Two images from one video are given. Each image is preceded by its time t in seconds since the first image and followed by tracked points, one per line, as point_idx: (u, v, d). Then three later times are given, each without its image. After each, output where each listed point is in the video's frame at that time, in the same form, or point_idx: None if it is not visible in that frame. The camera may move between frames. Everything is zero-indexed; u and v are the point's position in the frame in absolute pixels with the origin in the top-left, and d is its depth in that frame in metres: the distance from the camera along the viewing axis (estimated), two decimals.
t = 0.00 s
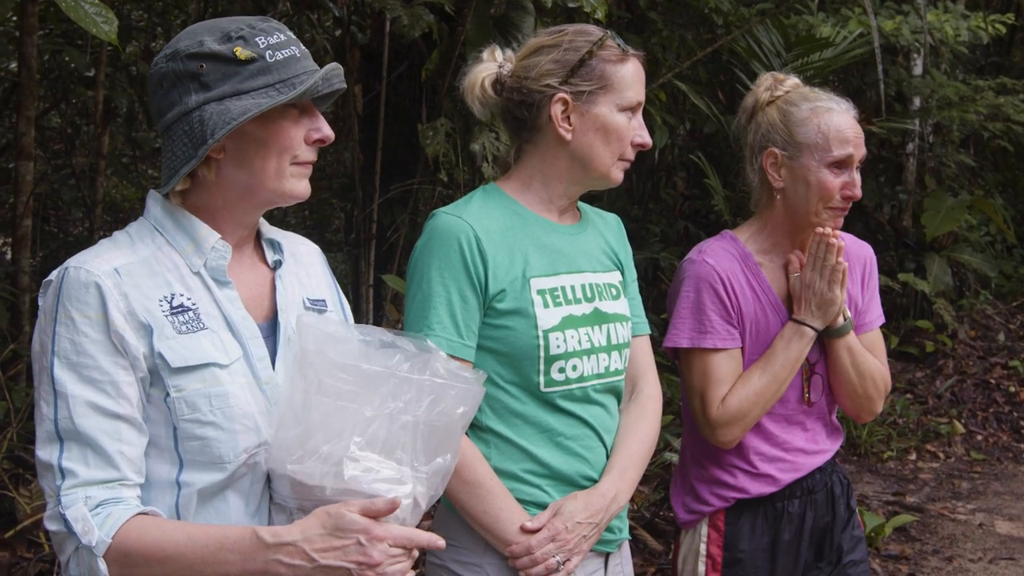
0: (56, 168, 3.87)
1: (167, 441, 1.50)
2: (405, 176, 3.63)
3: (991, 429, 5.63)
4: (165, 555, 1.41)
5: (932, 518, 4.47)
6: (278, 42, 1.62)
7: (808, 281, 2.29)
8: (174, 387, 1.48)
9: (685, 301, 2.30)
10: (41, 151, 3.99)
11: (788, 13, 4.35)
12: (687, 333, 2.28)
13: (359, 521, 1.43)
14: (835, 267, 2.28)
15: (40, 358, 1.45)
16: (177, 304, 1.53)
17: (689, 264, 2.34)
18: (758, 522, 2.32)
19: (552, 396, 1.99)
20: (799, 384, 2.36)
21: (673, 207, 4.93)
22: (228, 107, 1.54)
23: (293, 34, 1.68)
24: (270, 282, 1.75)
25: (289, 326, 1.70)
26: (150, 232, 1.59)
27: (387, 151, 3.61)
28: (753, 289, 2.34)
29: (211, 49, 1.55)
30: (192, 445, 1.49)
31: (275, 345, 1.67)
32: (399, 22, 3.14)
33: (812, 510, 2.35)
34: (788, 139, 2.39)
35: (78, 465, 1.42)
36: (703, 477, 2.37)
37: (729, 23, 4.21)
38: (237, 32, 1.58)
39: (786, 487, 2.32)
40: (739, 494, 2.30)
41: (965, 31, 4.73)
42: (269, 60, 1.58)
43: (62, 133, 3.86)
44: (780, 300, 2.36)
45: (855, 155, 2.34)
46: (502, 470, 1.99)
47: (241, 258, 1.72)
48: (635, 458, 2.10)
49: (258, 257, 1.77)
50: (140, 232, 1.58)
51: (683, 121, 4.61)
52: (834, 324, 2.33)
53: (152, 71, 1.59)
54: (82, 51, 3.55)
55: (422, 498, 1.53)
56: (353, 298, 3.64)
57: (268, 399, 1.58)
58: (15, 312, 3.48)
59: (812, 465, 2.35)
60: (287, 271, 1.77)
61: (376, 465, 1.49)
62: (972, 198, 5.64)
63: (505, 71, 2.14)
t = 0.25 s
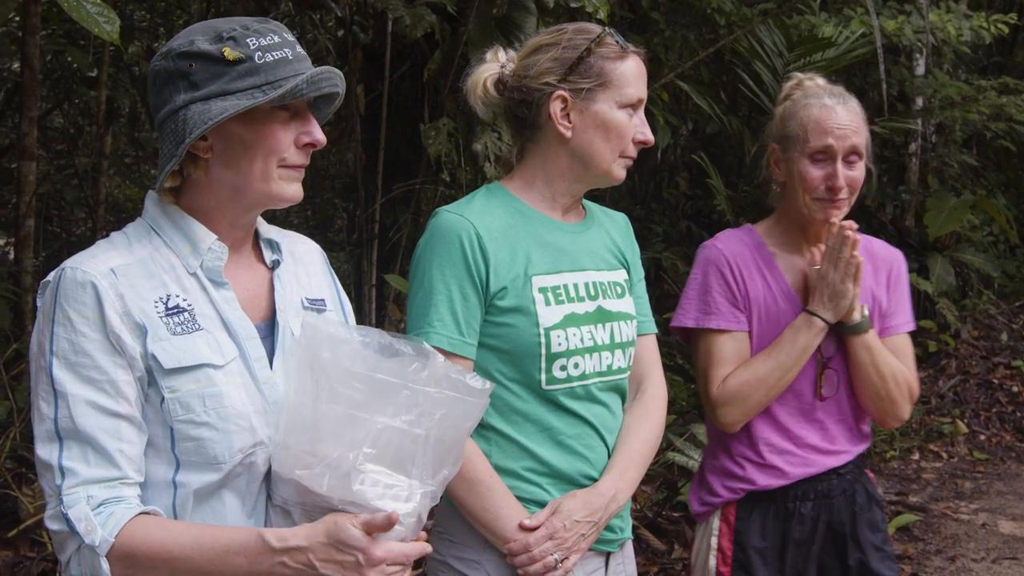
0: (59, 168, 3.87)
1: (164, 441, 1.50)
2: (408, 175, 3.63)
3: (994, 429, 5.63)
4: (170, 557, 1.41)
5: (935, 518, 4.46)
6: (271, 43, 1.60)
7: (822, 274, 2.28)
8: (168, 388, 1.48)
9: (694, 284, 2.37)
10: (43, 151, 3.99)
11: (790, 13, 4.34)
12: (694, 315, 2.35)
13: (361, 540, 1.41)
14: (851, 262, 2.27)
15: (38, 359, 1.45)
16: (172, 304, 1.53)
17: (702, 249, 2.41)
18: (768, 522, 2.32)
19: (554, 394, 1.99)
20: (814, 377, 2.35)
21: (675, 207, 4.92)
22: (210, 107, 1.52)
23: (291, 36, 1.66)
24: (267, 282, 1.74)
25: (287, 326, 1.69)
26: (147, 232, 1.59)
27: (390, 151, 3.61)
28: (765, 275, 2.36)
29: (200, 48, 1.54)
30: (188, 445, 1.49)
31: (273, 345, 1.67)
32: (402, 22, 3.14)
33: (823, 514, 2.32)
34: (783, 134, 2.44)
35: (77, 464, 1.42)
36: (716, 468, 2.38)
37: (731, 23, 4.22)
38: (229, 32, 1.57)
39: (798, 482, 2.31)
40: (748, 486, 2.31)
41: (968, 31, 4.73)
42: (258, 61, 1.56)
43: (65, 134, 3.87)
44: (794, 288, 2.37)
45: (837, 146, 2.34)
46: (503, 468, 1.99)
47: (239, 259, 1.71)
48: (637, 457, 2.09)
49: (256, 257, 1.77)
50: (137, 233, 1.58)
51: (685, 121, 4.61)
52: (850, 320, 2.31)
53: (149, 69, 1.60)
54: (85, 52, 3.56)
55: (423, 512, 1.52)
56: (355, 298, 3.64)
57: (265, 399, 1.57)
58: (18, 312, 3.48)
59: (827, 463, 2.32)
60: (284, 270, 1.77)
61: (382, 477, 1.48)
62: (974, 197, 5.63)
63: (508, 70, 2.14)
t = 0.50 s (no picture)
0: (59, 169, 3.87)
1: (161, 442, 1.50)
2: (408, 176, 3.63)
3: (995, 429, 5.62)
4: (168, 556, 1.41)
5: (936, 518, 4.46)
6: (263, 44, 1.58)
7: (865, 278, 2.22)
8: (164, 389, 1.48)
9: (736, 279, 2.43)
10: (44, 152, 3.99)
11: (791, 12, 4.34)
12: (733, 308, 2.41)
13: (354, 539, 1.41)
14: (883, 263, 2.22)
15: (35, 360, 1.46)
16: (169, 305, 1.53)
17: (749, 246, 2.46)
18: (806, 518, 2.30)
19: (559, 395, 1.99)
20: (857, 375, 2.30)
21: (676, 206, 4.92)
22: (197, 108, 1.52)
23: (288, 37, 1.64)
24: (264, 283, 1.73)
25: (285, 327, 1.69)
26: (144, 234, 1.59)
27: (390, 152, 3.61)
28: (806, 271, 2.35)
29: (192, 49, 1.54)
30: (185, 446, 1.49)
31: (269, 347, 1.66)
32: (402, 23, 3.14)
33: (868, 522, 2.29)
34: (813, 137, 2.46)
35: (74, 465, 1.43)
36: (762, 463, 2.40)
37: (731, 23, 4.21)
38: (222, 33, 1.56)
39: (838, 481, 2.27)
40: (787, 480, 2.31)
41: (968, 30, 4.72)
42: (248, 62, 1.54)
43: (66, 135, 3.87)
44: (837, 285, 2.35)
45: (847, 144, 2.33)
46: (509, 469, 1.98)
47: (235, 262, 1.71)
48: (640, 454, 2.10)
49: (252, 259, 1.76)
50: (134, 235, 1.58)
51: (686, 121, 4.61)
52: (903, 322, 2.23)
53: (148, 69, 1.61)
54: (85, 53, 3.56)
55: (418, 517, 1.51)
56: (356, 299, 3.65)
57: (262, 400, 1.57)
58: (19, 313, 3.49)
59: (871, 464, 2.27)
60: (281, 271, 1.76)
61: (375, 483, 1.47)
62: (975, 197, 5.63)
63: (505, 73, 2.14)
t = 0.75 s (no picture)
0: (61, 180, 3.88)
1: (161, 454, 1.50)
2: (409, 187, 3.64)
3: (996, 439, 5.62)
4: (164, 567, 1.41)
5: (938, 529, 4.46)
6: (261, 67, 1.56)
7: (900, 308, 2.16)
8: (164, 402, 1.48)
9: (786, 285, 2.45)
10: (46, 163, 4.00)
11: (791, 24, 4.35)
12: (779, 314, 2.43)
13: (340, 541, 1.41)
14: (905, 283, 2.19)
15: (37, 373, 1.45)
16: (170, 319, 1.53)
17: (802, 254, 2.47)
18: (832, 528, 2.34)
19: (572, 408, 1.99)
20: (896, 387, 2.28)
21: (677, 217, 4.92)
22: (187, 127, 1.51)
23: (292, 60, 1.62)
24: (266, 297, 1.73)
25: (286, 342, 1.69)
26: (147, 247, 1.59)
27: (392, 163, 3.62)
28: (852, 282, 2.34)
29: (189, 67, 1.53)
30: (185, 459, 1.49)
31: (270, 361, 1.66)
32: (403, 35, 3.15)
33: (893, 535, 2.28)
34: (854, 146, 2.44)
35: (73, 477, 1.42)
36: (800, 465, 2.43)
37: (731, 34, 4.23)
38: (222, 53, 1.55)
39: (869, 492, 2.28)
40: (817, 484, 2.35)
41: (968, 41, 4.73)
42: (241, 85, 1.53)
43: (68, 146, 3.87)
44: (881, 298, 2.33)
45: (880, 151, 2.32)
46: (522, 484, 1.98)
47: (238, 275, 1.70)
48: (647, 463, 2.11)
49: (255, 272, 1.75)
50: (136, 248, 1.58)
51: (687, 132, 4.62)
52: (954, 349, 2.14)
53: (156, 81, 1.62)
54: (87, 64, 3.56)
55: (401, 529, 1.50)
56: (357, 310, 3.65)
57: (261, 414, 1.57)
58: (20, 325, 3.49)
59: (903, 479, 2.27)
60: (283, 287, 1.75)
61: (359, 493, 1.46)
62: (976, 207, 5.64)
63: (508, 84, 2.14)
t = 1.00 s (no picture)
0: (67, 187, 3.89)
1: (166, 460, 1.43)
2: (415, 194, 3.65)
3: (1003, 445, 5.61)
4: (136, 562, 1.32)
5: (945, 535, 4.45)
6: (271, 107, 1.45)
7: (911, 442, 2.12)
8: (171, 409, 1.40)
9: (804, 286, 2.44)
10: (52, 170, 3.99)
11: (796, 29, 4.35)
12: (795, 313, 2.42)
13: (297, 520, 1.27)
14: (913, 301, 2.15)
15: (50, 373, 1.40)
16: (185, 326, 1.46)
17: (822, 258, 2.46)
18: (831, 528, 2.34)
19: (572, 415, 1.99)
20: (907, 392, 2.25)
21: (682, 223, 4.90)
22: (186, 154, 1.45)
23: (315, 104, 1.49)
24: (286, 308, 1.64)
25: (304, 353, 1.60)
26: (169, 253, 1.52)
27: (398, 170, 3.62)
28: (871, 287, 2.32)
29: (206, 92, 1.45)
30: (189, 465, 1.41)
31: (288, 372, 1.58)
32: (409, 42, 3.15)
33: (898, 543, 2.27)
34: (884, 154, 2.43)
35: (70, 479, 1.36)
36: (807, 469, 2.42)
37: (737, 40, 4.23)
38: (241, 82, 1.45)
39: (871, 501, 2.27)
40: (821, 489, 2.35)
41: (974, 46, 4.74)
42: (245, 123, 1.43)
43: (74, 153, 3.88)
44: (898, 305, 2.30)
45: (899, 160, 2.31)
46: (519, 487, 1.98)
47: (257, 286, 1.62)
48: (655, 474, 2.10)
49: (278, 281, 1.67)
50: (159, 256, 1.52)
51: (692, 137, 4.62)
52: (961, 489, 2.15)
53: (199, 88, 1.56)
54: (94, 71, 3.57)
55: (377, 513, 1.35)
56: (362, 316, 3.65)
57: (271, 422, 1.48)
58: (27, 332, 3.49)
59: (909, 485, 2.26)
60: (306, 299, 1.67)
61: (337, 485, 1.31)
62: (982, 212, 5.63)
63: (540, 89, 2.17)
